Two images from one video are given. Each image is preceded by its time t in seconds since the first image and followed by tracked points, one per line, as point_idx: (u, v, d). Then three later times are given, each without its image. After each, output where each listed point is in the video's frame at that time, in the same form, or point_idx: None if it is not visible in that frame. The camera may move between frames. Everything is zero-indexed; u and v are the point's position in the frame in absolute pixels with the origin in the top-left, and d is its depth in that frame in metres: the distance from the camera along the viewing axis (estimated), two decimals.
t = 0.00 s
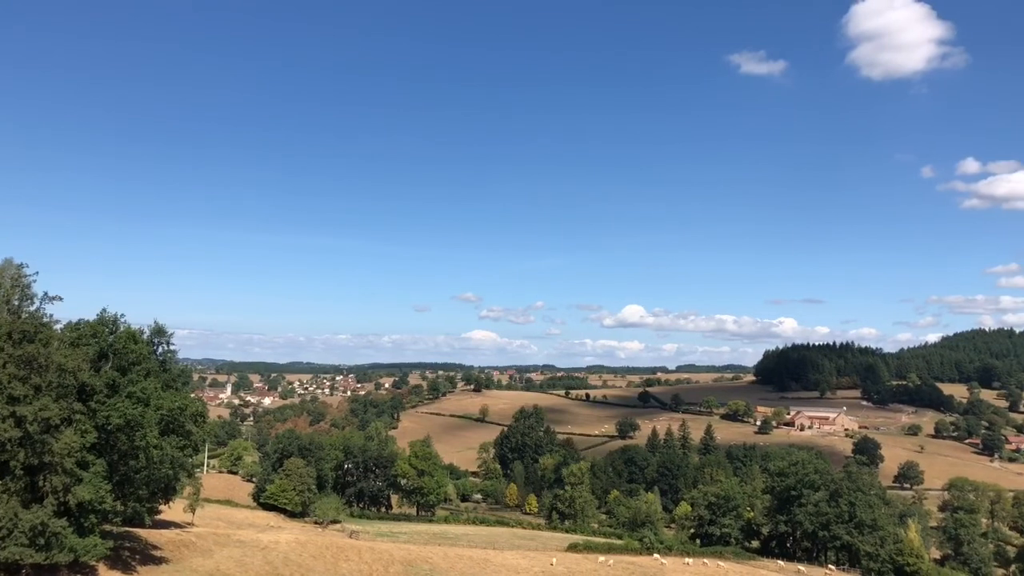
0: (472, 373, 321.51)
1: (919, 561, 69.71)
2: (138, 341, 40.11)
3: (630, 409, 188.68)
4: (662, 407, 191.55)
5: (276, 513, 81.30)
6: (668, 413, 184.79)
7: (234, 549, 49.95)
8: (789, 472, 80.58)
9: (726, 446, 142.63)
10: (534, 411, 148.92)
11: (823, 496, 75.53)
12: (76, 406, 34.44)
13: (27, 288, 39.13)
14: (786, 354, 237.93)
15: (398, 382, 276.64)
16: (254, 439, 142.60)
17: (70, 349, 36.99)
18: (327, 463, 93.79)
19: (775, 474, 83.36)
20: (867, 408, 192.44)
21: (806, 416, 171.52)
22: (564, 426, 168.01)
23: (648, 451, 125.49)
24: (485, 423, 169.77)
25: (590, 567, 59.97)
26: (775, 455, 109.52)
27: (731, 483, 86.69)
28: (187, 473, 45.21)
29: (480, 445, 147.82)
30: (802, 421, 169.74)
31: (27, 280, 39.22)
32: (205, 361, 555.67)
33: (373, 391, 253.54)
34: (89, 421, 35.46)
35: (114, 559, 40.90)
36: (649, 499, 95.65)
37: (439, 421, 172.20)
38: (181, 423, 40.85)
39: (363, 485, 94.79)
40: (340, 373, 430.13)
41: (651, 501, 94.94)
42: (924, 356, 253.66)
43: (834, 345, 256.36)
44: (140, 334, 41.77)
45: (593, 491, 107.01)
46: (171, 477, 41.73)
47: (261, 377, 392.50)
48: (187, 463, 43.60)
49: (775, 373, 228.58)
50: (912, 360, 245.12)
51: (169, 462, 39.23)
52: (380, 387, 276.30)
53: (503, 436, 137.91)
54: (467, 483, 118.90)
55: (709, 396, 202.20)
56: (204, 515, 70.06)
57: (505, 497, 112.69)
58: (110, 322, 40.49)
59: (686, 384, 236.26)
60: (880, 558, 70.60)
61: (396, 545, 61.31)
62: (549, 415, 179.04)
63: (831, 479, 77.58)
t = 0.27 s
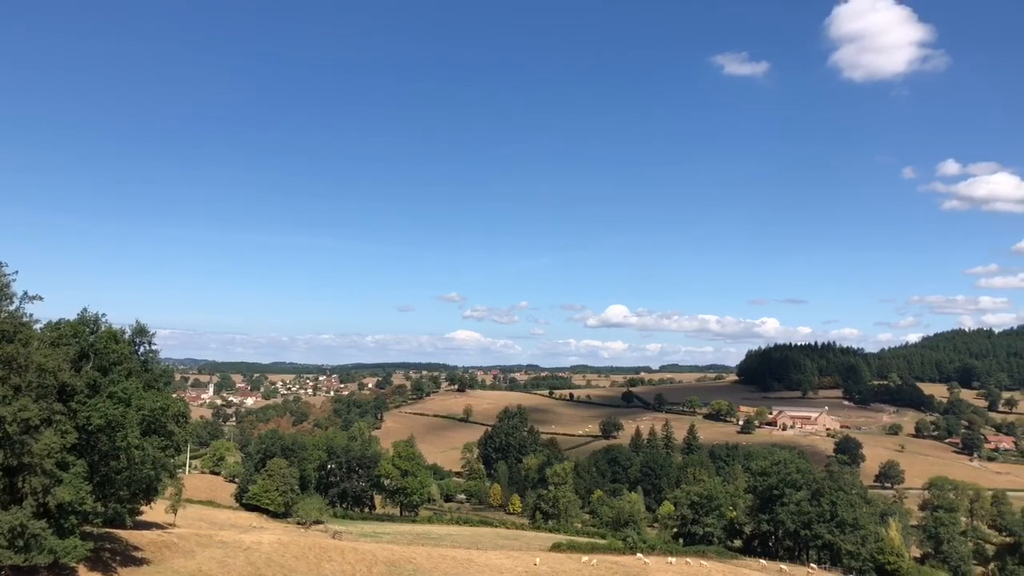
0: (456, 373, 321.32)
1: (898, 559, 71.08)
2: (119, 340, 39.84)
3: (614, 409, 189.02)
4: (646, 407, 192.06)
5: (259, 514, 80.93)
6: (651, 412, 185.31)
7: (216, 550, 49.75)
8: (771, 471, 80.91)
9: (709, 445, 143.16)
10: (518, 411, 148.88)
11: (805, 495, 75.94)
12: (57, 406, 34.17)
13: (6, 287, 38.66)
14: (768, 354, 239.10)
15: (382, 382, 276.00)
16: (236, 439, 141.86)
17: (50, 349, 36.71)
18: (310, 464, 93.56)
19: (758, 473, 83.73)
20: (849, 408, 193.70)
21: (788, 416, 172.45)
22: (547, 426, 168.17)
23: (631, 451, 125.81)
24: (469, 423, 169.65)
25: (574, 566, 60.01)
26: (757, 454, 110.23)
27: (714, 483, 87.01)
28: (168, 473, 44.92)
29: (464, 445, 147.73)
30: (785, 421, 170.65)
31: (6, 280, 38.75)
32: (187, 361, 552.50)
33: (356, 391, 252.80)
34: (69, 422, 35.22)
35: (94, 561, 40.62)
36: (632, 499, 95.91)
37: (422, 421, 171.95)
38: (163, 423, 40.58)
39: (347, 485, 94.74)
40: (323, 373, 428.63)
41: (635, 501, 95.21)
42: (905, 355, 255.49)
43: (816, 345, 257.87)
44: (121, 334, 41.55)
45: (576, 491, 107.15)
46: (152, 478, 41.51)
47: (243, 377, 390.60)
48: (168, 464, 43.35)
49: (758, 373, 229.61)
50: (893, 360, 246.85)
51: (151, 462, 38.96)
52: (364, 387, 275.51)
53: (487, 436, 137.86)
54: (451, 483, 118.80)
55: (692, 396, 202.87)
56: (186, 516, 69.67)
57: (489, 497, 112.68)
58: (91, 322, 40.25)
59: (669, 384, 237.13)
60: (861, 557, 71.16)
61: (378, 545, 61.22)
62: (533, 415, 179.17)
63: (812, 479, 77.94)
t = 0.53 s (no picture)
0: (439, 373, 320.86)
1: (878, 559, 71.72)
2: (100, 340, 39.58)
3: (596, 410, 189.29)
4: (628, 408, 192.47)
5: (240, 515, 80.50)
6: (634, 414, 185.71)
7: (197, 551, 49.47)
8: (753, 472, 81.29)
9: (691, 446, 143.67)
10: (501, 412, 148.82)
11: (786, 496, 76.33)
12: (35, 406, 33.93)
13: None
14: (750, 355, 240.28)
15: (364, 382, 275.27)
16: (217, 439, 141.00)
17: (29, 348, 36.41)
18: (292, 464, 93.29)
19: (739, 474, 84.10)
20: (830, 409, 194.95)
21: (769, 417, 173.36)
22: (530, 427, 168.26)
23: (614, 452, 126.09)
24: (451, 424, 169.48)
25: (556, 567, 60.02)
26: (739, 455, 110.83)
27: (695, 484, 87.30)
28: (149, 474, 44.65)
29: (447, 445, 147.58)
30: (766, 422, 171.46)
31: None
32: (168, 361, 548.53)
33: (339, 391, 252.05)
34: (48, 421, 34.93)
35: (72, 562, 40.31)
36: (615, 500, 96.14)
37: (405, 421, 171.72)
38: (143, 423, 40.32)
39: (329, 486, 94.51)
40: (306, 373, 426.96)
41: (617, 501, 95.41)
42: (885, 357, 257.29)
43: (797, 347, 259.39)
44: (101, 334, 41.27)
45: (559, 491, 107.27)
46: (132, 478, 41.25)
47: (224, 377, 388.35)
48: (149, 464, 43.11)
49: (740, 375, 230.58)
50: (873, 362, 248.57)
51: (131, 462, 38.71)
52: (346, 387, 274.63)
53: (470, 437, 137.75)
54: (433, 484, 118.67)
55: (674, 397, 203.47)
56: (166, 516, 69.23)
57: (472, 497, 112.59)
58: (71, 320, 39.94)
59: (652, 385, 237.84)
60: (841, 558, 71.60)
61: (360, 546, 61.07)
62: (516, 416, 179.12)
63: (793, 480, 78.32)
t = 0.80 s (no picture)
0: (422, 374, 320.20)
1: (858, 562, 71.39)
2: (80, 339, 39.31)
3: (579, 411, 189.49)
4: (611, 409, 192.82)
5: (221, 516, 80.06)
6: (616, 415, 186.07)
7: (177, 551, 49.21)
8: (735, 474, 81.63)
9: (673, 448, 144.04)
10: (484, 413, 148.66)
11: (767, 498, 76.68)
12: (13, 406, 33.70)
13: None
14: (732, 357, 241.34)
15: (347, 383, 274.39)
16: (198, 440, 140.16)
17: (7, 347, 36.09)
18: (274, 465, 93.17)
19: (721, 476, 84.42)
20: (811, 411, 196.10)
21: (751, 419, 174.21)
22: (513, 428, 168.24)
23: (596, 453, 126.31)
24: (434, 424, 169.30)
25: (537, 569, 59.98)
26: (720, 457, 111.33)
27: (677, 485, 87.54)
28: (129, 474, 44.36)
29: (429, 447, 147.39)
30: (748, 424, 172.20)
31: None
32: (149, 360, 544.52)
33: (322, 391, 251.04)
34: (26, 421, 34.65)
35: (50, 563, 39.98)
36: (597, 501, 96.25)
37: (387, 422, 171.39)
38: (124, 423, 40.04)
39: (310, 487, 94.06)
40: (288, 373, 425.17)
41: (599, 502, 95.50)
42: (866, 360, 258.91)
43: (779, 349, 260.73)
44: (81, 333, 40.97)
45: (541, 492, 107.34)
46: (113, 478, 40.97)
47: (206, 377, 386.02)
48: (129, 464, 42.85)
49: (722, 376, 231.48)
50: (854, 365, 250.12)
51: (111, 463, 38.42)
52: (329, 387, 273.69)
53: (453, 438, 137.57)
54: (416, 485, 118.47)
55: (657, 398, 203.98)
56: (146, 517, 68.76)
57: (454, 498, 112.49)
58: (50, 319, 39.62)
59: (634, 386, 238.45)
60: (822, 558, 72.04)
61: (343, 548, 60.85)
62: (499, 417, 179.05)
63: (774, 482, 78.80)
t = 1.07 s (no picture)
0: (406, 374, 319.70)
1: (838, 562, 71.55)
2: (60, 339, 39.03)
3: (563, 412, 189.78)
4: (595, 410, 193.19)
5: (203, 517, 79.69)
6: (600, 416, 186.50)
7: (158, 553, 48.91)
8: (717, 475, 82.00)
9: (656, 449, 144.46)
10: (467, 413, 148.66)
11: (749, 498, 77.06)
12: None
13: None
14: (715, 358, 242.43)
15: (330, 383, 273.60)
16: (180, 440, 139.36)
17: None
18: (256, 466, 92.91)
19: (704, 476, 84.76)
20: (793, 412, 197.18)
21: (734, 420, 175.03)
22: (496, 429, 168.32)
23: (580, 453, 126.58)
24: (418, 425, 169.19)
25: (520, 569, 59.98)
26: (703, 458, 111.80)
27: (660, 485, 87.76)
28: (110, 475, 44.05)
29: (413, 447, 147.25)
30: (730, 425, 173.00)
31: None
32: (130, 360, 540.66)
33: (305, 391, 250.34)
34: (5, 422, 34.41)
35: (30, 565, 39.62)
36: (580, 501, 96.35)
37: (371, 422, 171.10)
38: (104, 424, 39.75)
39: (293, 488, 93.34)
40: (271, 374, 423.63)
41: (583, 503, 95.63)
42: (848, 361, 260.63)
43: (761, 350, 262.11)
44: (62, 333, 40.65)
45: (525, 493, 107.36)
46: (93, 479, 40.71)
47: (188, 376, 383.84)
48: (110, 465, 42.58)
49: (705, 377, 232.42)
50: (836, 366, 251.75)
51: (91, 464, 38.13)
52: (312, 388, 272.78)
53: (436, 439, 137.43)
54: (399, 485, 118.28)
55: (640, 399, 204.60)
56: (127, 518, 68.30)
57: (438, 499, 112.41)
58: (30, 319, 39.30)
59: (618, 387, 239.03)
60: (803, 559, 72.46)
61: (325, 548, 60.66)
62: (482, 417, 179.08)
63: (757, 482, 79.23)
